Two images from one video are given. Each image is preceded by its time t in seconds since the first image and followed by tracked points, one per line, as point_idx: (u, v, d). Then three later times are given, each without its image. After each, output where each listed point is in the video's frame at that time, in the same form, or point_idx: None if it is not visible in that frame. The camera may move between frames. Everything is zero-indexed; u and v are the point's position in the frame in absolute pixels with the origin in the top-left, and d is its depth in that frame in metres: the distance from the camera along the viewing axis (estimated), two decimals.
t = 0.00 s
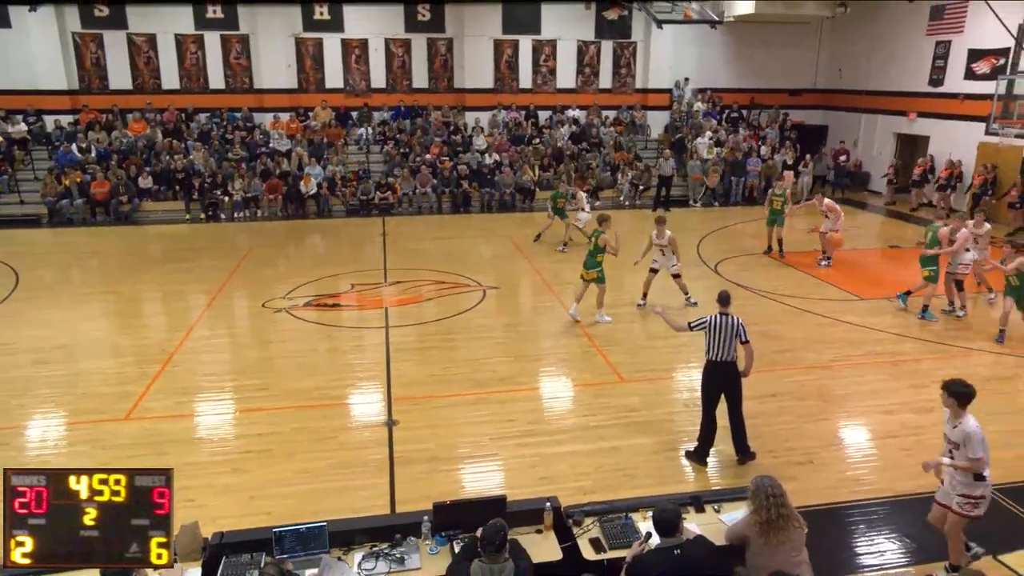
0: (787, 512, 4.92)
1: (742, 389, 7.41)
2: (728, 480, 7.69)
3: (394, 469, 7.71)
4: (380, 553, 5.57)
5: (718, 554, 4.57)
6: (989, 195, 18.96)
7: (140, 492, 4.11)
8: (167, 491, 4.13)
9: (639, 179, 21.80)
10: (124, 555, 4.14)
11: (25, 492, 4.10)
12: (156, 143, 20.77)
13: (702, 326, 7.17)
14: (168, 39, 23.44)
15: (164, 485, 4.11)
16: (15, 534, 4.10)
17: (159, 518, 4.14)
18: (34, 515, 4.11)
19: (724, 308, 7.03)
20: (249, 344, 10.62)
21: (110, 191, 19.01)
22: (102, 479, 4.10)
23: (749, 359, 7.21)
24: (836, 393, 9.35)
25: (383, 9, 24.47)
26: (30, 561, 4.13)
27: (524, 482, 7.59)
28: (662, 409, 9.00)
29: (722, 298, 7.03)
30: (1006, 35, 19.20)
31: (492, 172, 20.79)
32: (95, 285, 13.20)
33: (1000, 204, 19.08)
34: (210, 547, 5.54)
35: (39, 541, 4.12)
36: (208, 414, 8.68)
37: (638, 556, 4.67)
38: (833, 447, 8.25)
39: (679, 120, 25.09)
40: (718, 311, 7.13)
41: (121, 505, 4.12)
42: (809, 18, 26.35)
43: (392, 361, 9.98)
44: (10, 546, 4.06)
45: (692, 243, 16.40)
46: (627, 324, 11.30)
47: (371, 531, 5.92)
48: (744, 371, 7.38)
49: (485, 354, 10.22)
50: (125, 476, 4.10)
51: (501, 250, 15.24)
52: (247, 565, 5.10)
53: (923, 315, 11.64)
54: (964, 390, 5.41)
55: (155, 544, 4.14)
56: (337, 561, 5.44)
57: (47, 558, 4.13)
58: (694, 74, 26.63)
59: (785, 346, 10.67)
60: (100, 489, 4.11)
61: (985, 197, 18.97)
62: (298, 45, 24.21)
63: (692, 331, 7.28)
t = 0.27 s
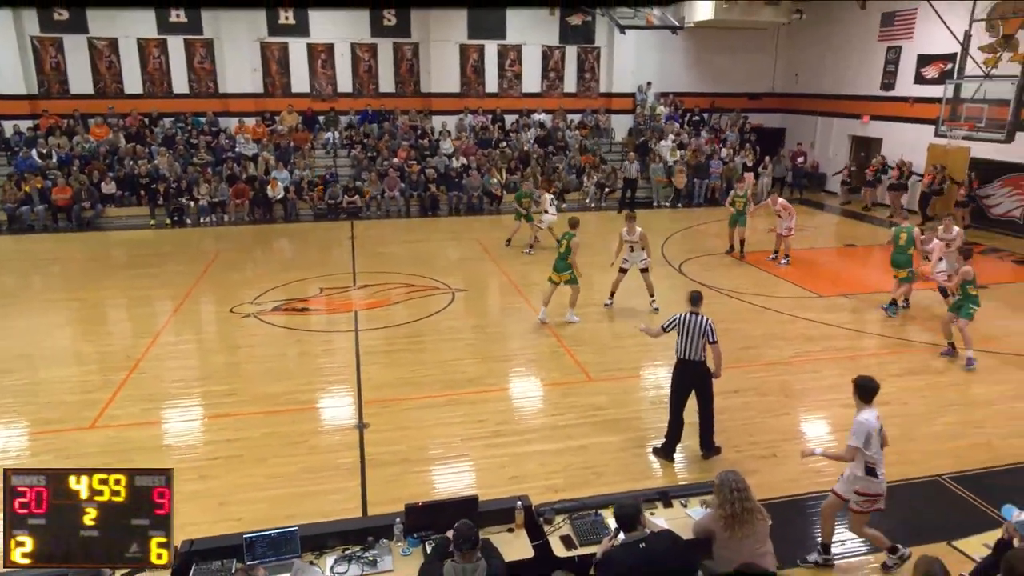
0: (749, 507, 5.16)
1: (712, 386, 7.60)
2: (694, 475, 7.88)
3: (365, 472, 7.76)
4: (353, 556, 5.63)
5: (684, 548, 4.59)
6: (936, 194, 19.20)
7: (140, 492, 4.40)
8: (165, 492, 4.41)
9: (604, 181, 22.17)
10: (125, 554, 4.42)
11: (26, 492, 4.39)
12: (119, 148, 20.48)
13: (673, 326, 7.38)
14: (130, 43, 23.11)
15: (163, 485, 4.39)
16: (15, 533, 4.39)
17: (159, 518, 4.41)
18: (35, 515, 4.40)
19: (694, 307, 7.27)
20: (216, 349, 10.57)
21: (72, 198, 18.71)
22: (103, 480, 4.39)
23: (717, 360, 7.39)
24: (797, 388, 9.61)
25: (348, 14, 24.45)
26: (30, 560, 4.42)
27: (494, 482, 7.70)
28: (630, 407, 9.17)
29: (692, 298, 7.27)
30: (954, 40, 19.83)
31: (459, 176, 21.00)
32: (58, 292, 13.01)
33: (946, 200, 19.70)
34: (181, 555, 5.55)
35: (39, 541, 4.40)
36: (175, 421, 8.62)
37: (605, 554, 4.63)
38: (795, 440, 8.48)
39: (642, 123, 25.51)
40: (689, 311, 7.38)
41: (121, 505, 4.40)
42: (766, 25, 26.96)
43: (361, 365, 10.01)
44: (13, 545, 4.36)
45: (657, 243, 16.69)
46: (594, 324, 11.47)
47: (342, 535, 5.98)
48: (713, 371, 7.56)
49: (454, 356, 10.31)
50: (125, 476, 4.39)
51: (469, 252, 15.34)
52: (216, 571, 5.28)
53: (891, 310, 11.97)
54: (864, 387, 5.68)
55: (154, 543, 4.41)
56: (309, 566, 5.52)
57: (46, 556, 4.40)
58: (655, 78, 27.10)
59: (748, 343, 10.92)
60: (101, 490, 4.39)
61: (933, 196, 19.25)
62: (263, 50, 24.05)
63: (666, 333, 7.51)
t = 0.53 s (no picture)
0: (693, 501, 5.40)
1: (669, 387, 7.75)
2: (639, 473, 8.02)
3: (311, 483, 7.64)
4: (301, 570, 5.63)
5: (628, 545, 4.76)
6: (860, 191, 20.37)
7: (140, 492, 4.44)
8: (165, 491, 4.47)
9: (547, 184, 22.32)
10: (125, 554, 4.45)
11: (25, 492, 4.40)
12: (42, 155, 19.67)
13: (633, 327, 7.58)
14: (52, 46, 22.01)
15: (163, 485, 4.46)
16: (15, 533, 4.39)
17: (158, 518, 4.47)
18: (34, 515, 4.41)
19: (652, 307, 7.44)
20: (151, 362, 10.26)
21: None
22: (103, 480, 4.44)
23: (673, 360, 7.51)
24: (736, 383, 9.87)
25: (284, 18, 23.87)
26: (30, 560, 4.41)
27: (443, 488, 7.68)
28: (576, 408, 9.26)
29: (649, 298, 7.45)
30: (874, 48, 20.68)
31: (401, 181, 20.83)
32: None
33: (871, 199, 20.75)
34: None
35: (38, 541, 4.41)
36: (109, 439, 8.31)
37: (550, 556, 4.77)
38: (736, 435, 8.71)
39: (582, 127, 25.70)
40: (647, 312, 7.56)
41: (121, 505, 4.44)
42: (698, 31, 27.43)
43: (304, 374, 9.85)
44: (11, 545, 4.36)
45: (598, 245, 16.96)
46: (539, 327, 11.54)
47: (288, 549, 5.93)
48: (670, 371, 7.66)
49: (399, 362, 10.23)
50: (125, 476, 4.44)
51: (412, 258, 15.23)
52: None
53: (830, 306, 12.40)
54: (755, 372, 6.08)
55: (155, 543, 4.46)
56: None
57: (47, 557, 4.42)
58: (593, 83, 27.18)
59: (688, 341, 11.16)
60: (101, 490, 4.43)
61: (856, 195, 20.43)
62: (196, 54, 23.38)
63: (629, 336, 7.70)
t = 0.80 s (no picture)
0: (628, 500, 5.65)
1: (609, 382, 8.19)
2: (575, 475, 8.11)
3: (241, 503, 7.40)
4: None
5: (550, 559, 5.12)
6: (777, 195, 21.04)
7: (140, 492, 4.35)
8: (166, 491, 4.39)
9: (475, 192, 22.22)
10: (125, 555, 4.37)
11: (25, 492, 4.29)
12: None
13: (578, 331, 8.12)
14: None
15: (163, 485, 4.37)
16: (14, 534, 4.27)
17: (158, 518, 4.41)
18: (34, 515, 4.32)
19: (594, 310, 7.96)
20: (63, 385, 9.72)
21: None
22: (103, 480, 4.33)
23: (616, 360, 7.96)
24: (665, 383, 10.11)
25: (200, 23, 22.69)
26: (30, 561, 4.32)
27: (379, 501, 7.56)
28: (510, 415, 9.28)
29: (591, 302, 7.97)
30: (785, 55, 21.58)
31: (327, 190, 20.22)
32: None
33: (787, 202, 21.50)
34: None
35: (40, 541, 4.33)
36: (19, 465, 7.80)
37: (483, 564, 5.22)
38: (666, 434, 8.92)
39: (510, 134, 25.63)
40: (592, 315, 8.07)
41: (121, 506, 4.35)
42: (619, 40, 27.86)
43: (229, 391, 9.53)
44: (13, 546, 4.24)
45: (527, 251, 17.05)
46: (470, 334, 11.51)
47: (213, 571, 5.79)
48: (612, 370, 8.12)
49: (328, 375, 10.02)
50: (125, 476, 4.34)
51: (340, 268, 14.92)
52: None
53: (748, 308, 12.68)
54: (659, 405, 6.52)
55: (155, 543, 4.40)
56: None
57: (47, 557, 4.33)
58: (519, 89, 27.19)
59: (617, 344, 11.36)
60: (101, 490, 4.32)
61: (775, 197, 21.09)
62: (105, 59, 21.97)
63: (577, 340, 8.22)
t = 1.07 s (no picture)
0: (585, 505, 5.56)
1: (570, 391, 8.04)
2: (530, 483, 7.96)
3: (182, 525, 7.04)
4: None
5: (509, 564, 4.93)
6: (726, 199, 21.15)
7: (140, 492, 4.38)
8: (166, 491, 4.39)
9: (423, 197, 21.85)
10: (125, 555, 4.39)
11: (25, 492, 4.35)
12: None
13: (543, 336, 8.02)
14: None
15: (163, 485, 4.38)
16: (15, 534, 4.35)
17: (158, 518, 4.41)
18: (34, 515, 4.38)
19: (561, 315, 7.88)
20: None
21: None
22: (103, 480, 4.37)
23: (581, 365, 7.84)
24: (620, 388, 10.05)
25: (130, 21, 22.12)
26: (30, 560, 4.39)
27: (329, 518, 7.27)
28: (464, 424, 9.08)
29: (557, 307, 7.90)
30: (731, 57, 21.89)
31: (269, 197, 19.52)
32: None
33: (735, 205, 21.69)
34: None
35: (40, 541, 4.39)
36: None
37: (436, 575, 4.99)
38: (623, 439, 8.86)
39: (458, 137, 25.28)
40: (558, 319, 7.99)
41: (122, 506, 4.39)
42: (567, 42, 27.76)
43: (168, 407, 9.09)
44: (14, 545, 4.32)
45: (478, 256, 16.83)
46: (421, 342, 11.28)
47: None
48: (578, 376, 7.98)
49: (274, 388, 9.65)
50: (126, 476, 4.37)
51: (284, 277, 14.49)
52: None
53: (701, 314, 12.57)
54: (599, 426, 6.47)
55: (155, 543, 4.40)
56: None
57: (48, 556, 4.40)
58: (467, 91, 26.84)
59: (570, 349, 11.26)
60: (101, 490, 4.36)
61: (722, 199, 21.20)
62: (27, 60, 20.94)
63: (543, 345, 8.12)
